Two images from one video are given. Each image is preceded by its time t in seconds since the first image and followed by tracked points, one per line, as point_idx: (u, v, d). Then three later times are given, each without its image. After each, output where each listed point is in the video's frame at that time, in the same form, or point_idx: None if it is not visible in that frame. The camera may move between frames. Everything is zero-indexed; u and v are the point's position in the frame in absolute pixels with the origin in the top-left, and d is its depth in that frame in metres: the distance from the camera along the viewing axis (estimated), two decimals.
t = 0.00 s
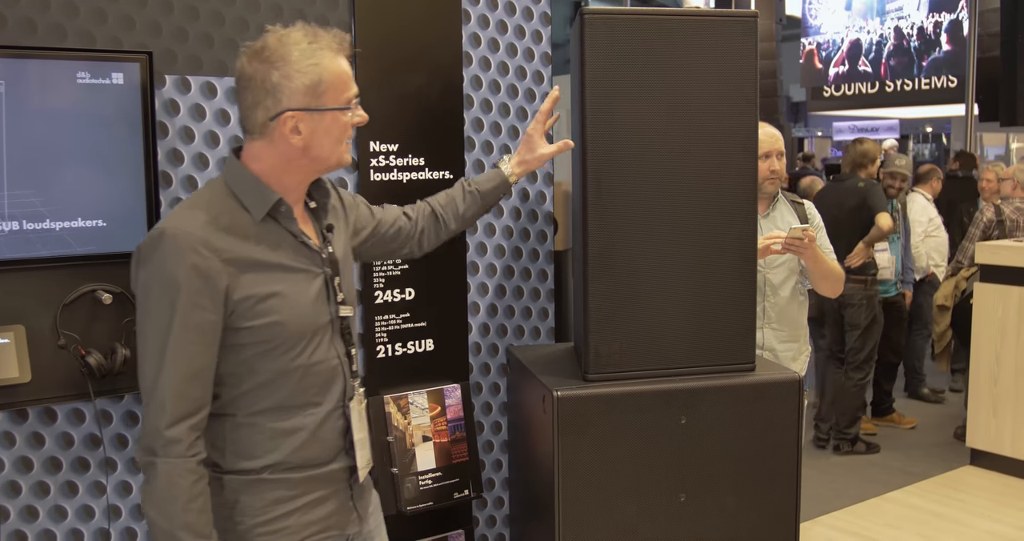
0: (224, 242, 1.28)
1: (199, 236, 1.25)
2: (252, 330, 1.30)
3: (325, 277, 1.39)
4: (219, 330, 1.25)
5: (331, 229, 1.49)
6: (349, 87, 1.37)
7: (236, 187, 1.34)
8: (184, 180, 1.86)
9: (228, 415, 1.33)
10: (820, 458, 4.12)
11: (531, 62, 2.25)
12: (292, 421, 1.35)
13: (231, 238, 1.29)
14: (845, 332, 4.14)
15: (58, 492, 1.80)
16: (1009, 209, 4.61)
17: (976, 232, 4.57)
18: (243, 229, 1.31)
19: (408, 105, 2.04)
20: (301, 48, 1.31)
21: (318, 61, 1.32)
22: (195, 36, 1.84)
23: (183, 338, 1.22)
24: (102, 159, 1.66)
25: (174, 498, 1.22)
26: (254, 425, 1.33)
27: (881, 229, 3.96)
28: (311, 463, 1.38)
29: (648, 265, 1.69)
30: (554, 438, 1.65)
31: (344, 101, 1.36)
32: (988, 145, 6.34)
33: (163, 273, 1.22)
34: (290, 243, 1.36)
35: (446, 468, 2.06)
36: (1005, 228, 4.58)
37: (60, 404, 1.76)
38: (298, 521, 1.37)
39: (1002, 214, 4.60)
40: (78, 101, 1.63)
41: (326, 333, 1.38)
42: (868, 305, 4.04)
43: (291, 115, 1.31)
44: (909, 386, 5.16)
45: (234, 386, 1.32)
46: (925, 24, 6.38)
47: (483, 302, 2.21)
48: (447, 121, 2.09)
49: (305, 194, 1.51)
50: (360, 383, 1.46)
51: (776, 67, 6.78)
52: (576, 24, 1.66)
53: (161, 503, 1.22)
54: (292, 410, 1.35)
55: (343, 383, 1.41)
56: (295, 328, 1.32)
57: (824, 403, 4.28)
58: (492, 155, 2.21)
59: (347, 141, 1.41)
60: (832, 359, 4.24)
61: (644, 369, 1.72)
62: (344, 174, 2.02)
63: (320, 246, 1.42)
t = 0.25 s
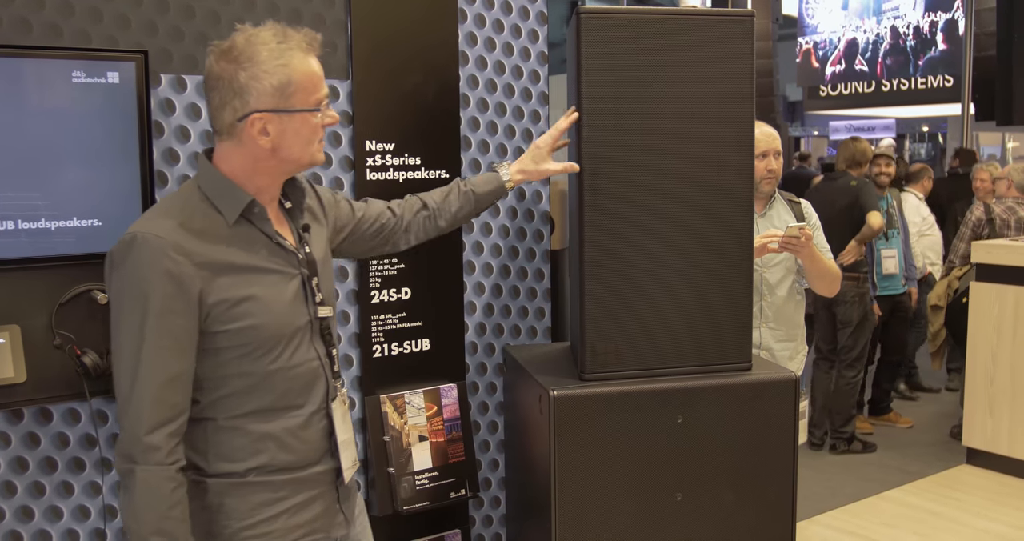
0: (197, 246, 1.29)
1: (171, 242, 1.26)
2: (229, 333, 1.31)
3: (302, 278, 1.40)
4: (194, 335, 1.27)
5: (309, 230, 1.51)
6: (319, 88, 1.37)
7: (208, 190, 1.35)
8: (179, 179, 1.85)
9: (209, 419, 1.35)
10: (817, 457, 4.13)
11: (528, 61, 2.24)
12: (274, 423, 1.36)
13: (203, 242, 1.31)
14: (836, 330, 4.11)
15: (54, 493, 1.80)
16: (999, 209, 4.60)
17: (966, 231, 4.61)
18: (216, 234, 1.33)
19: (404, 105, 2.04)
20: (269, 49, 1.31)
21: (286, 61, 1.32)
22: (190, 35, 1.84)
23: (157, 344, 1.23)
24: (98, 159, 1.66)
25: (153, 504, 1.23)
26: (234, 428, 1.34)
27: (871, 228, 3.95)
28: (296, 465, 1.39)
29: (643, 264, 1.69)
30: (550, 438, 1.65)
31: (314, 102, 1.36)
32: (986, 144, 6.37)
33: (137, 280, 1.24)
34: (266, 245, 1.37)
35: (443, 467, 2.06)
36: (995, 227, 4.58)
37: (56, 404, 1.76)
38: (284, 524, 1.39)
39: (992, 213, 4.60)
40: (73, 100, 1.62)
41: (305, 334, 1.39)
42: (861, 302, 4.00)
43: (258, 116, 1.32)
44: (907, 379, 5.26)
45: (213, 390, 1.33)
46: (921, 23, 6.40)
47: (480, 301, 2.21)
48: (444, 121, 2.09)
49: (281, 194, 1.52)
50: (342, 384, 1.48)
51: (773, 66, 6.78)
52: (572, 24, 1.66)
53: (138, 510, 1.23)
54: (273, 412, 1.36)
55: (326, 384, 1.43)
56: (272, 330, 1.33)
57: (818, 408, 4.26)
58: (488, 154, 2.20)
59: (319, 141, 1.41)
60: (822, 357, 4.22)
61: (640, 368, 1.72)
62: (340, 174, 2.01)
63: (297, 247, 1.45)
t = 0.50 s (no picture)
0: (186, 245, 1.29)
1: (161, 240, 1.26)
2: (219, 334, 1.31)
3: (294, 279, 1.41)
4: (182, 334, 1.26)
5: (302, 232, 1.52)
6: (312, 89, 1.38)
7: (199, 190, 1.35)
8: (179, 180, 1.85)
9: (198, 420, 1.34)
10: (817, 457, 4.12)
11: (528, 61, 2.24)
12: (264, 426, 1.36)
13: (193, 241, 1.31)
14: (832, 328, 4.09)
15: (55, 493, 1.80)
16: (998, 209, 4.56)
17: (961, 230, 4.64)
18: (206, 234, 1.33)
19: (404, 106, 2.04)
20: (262, 46, 1.32)
21: (279, 60, 1.33)
22: (190, 35, 1.84)
23: (145, 342, 1.23)
24: (98, 160, 1.66)
25: (135, 504, 1.22)
26: (224, 430, 1.34)
27: (870, 225, 3.95)
28: (287, 469, 1.39)
29: (643, 265, 1.69)
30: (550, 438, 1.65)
31: (306, 103, 1.37)
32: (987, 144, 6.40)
33: (125, 278, 1.24)
34: (257, 245, 1.37)
35: (444, 468, 2.05)
36: (992, 227, 4.57)
37: (57, 405, 1.75)
38: (276, 527, 1.38)
39: (989, 212, 4.58)
40: (73, 100, 1.62)
41: (296, 336, 1.39)
42: (856, 300, 3.98)
43: (247, 113, 1.32)
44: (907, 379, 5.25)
45: (202, 390, 1.33)
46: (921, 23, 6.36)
47: (480, 302, 2.20)
48: (444, 121, 2.09)
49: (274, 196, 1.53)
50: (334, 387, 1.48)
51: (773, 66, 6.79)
52: (573, 24, 1.66)
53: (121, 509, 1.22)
54: (263, 414, 1.36)
55: (317, 388, 1.43)
56: (262, 331, 1.33)
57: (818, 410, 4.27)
58: (489, 154, 2.20)
59: (311, 145, 1.42)
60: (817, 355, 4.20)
61: (640, 368, 1.72)
62: (340, 174, 2.01)
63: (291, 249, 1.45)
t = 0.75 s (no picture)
0: (180, 244, 1.29)
1: (155, 240, 1.26)
2: (212, 334, 1.31)
3: (287, 280, 1.41)
4: (175, 334, 1.26)
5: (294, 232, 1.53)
6: (305, 89, 1.37)
7: (193, 189, 1.35)
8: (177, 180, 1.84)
9: (191, 421, 1.34)
10: (815, 457, 4.13)
11: (526, 61, 2.24)
12: (257, 427, 1.36)
13: (187, 240, 1.30)
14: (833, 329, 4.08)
15: (52, 494, 1.80)
16: (993, 208, 4.59)
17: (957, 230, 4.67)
18: (199, 234, 1.32)
19: (402, 106, 2.04)
20: (255, 45, 1.32)
21: (271, 59, 1.33)
22: (187, 35, 1.84)
23: (139, 343, 1.22)
24: (96, 160, 1.66)
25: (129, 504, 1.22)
26: (218, 431, 1.34)
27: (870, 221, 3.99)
28: (281, 470, 1.39)
29: (640, 265, 1.69)
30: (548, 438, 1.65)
31: (298, 103, 1.36)
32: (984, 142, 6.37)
33: (119, 277, 1.24)
34: (250, 245, 1.38)
35: (441, 468, 2.06)
36: (988, 226, 4.58)
37: (54, 406, 1.75)
38: (269, 530, 1.38)
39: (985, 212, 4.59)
40: (71, 101, 1.62)
41: (289, 336, 1.39)
42: (856, 301, 3.97)
43: (238, 111, 1.32)
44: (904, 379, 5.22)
45: (196, 391, 1.33)
46: (918, 23, 6.43)
47: (478, 302, 2.20)
48: (442, 121, 2.09)
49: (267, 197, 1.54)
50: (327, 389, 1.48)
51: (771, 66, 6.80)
52: (570, 24, 1.66)
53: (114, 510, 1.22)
54: (256, 415, 1.36)
55: (309, 388, 1.43)
56: (255, 331, 1.33)
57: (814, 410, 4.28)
58: (487, 154, 2.20)
59: (303, 145, 1.41)
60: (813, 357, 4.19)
61: (637, 368, 1.72)
62: (338, 174, 2.01)
63: (283, 249, 1.46)
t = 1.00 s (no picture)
0: (172, 246, 1.29)
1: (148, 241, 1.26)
2: (204, 337, 1.31)
3: (278, 284, 1.41)
4: (168, 337, 1.26)
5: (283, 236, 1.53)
6: (287, 85, 1.38)
7: (184, 192, 1.35)
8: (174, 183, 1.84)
9: (183, 425, 1.34)
10: (813, 460, 4.13)
11: (522, 65, 2.24)
12: (249, 432, 1.36)
13: (179, 243, 1.30)
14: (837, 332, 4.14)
15: (48, 498, 1.79)
16: (989, 210, 4.63)
17: (952, 233, 4.62)
18: (190, 236, 1.33)
19: (399, 110, 2.04)
20: (233, 44, 1.32)
21: (251, 57, 1.33)
22: (184, 39, 1.84)
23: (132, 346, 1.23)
24: (91, 163, 1.65)
25: (127, 507, 1.22)
26: (210, 435, 1.34)
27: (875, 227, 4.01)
28: (271, 475, 1.39)
29: (635, 269, 1.69)
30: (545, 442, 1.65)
31: (281, 99, 1.37)
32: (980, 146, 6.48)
33: (112, 280, 1.24)
34: (241, 248, 1.38)
35: (438, 471, 2.05)
36: (984, 228, 4.60)
37: (50, 410, 1.75)
38: (260, 535, 1.38)
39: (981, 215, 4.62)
40: (67, 105, 1.62)
41: (281, 339, 1.39)
42: (858, 302, 4.05)
43: (223, 111, 1.32)
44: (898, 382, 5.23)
45: (188, 395, 1.33)
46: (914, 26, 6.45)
47: (474, 306, 2.20)
48: (439, 125, 2.09)
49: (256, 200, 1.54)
50: (316, 393, 1.48)
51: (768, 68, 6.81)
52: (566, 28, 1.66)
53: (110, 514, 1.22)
54: (248, 419, 1.36)
55: (301, 392, 1.43)
56: (248, 334, 1.33)
57: (812, 413, 4.27)
58: (483, 158, 2.20)
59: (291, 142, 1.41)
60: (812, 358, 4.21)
61: (633, 372, 1.72)
62: (334, 178, 2.01)
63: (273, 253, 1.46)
